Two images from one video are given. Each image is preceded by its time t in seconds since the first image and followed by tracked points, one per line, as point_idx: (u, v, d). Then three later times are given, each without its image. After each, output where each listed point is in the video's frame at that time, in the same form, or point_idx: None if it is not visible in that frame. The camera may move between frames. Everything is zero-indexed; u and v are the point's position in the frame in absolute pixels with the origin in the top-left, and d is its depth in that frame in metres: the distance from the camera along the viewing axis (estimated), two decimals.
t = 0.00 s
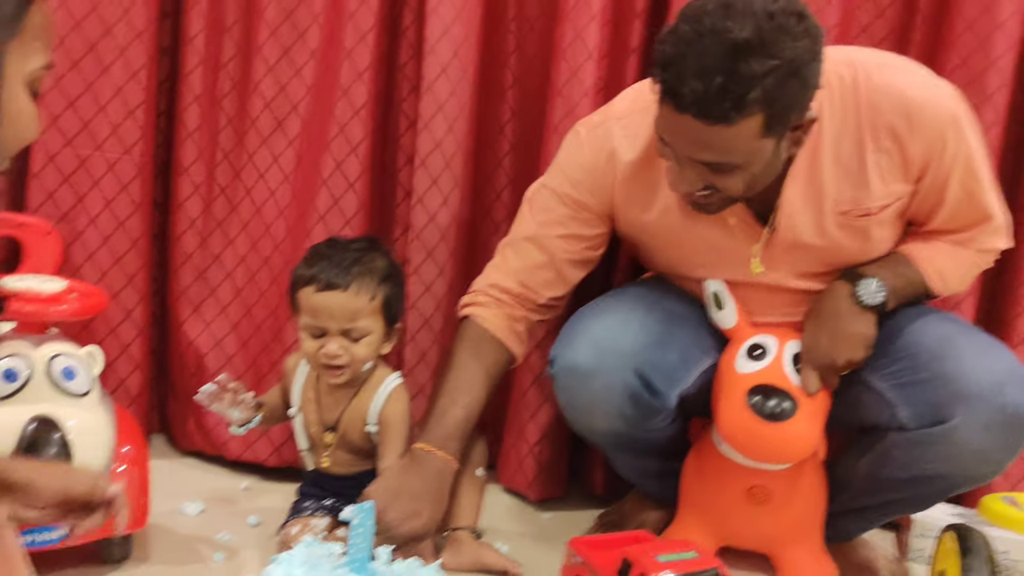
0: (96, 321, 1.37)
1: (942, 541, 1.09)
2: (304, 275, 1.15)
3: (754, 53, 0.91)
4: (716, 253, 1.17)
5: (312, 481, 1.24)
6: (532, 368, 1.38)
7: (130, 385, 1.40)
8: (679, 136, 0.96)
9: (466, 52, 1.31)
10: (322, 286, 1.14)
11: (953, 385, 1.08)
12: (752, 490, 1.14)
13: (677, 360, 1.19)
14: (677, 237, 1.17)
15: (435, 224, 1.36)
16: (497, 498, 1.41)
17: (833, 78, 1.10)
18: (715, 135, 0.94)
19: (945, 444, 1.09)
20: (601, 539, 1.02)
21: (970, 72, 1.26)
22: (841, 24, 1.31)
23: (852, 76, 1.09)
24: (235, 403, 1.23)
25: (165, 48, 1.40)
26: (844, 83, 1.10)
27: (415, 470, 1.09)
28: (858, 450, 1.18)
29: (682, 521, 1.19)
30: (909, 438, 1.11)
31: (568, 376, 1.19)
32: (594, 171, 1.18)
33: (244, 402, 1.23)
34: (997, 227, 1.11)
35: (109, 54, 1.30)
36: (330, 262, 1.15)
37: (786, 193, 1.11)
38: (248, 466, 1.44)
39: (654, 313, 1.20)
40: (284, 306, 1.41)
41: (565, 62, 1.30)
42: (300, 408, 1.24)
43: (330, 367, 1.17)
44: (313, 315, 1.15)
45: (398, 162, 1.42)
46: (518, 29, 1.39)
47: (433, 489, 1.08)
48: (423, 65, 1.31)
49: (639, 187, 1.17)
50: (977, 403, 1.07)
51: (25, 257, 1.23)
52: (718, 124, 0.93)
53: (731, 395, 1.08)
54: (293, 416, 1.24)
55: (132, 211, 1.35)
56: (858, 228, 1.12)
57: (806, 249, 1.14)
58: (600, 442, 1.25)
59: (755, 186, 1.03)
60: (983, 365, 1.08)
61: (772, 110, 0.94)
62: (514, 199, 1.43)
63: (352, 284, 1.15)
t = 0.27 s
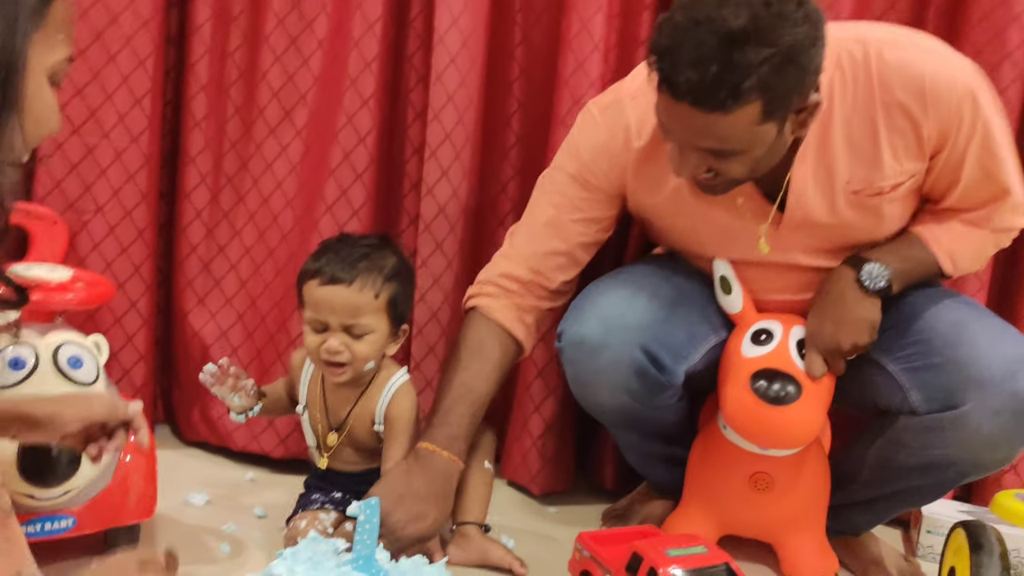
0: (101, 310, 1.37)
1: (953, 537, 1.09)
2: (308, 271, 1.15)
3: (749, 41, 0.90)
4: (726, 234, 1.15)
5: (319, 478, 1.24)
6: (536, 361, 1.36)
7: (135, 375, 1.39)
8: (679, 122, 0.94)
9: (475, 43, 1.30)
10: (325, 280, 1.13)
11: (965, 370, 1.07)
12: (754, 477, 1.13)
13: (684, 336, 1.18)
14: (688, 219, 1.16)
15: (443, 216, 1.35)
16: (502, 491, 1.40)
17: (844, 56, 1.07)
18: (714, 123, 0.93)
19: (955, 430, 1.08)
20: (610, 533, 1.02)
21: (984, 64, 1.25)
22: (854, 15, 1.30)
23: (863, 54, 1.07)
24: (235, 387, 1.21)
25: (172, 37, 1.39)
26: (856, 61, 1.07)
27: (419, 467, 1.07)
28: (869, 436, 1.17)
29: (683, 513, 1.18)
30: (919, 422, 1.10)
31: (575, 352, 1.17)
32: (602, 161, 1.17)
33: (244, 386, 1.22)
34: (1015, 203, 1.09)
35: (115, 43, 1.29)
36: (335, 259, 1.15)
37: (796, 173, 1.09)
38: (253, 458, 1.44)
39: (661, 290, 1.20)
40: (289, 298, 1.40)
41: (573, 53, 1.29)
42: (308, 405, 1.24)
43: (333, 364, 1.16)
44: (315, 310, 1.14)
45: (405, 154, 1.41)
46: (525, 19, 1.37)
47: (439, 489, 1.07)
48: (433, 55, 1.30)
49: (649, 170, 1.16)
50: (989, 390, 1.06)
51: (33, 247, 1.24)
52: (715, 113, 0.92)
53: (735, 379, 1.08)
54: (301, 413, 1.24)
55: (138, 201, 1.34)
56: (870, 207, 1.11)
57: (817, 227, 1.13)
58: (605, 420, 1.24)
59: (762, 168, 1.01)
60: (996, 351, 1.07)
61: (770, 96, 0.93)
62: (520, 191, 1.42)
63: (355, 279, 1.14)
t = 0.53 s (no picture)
0: (106, 300, 1.36)
1: (970, 536, 1.07)
2: (321, 264, 1.14)
3: None
4: (743, 203, 1.14)
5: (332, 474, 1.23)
6: (543, 356, 1.35)
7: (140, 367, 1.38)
8: (697, 70, 0.92)
9: (487, 32, 1.28)
10: (338, 271, 1.12)
11: (984, 369, 1.05)
12: (768, 476, 1.12)
13: (698, 331, 1.16)
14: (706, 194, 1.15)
15: (453, 209, 1.33)
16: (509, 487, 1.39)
17: (866, 24, 1.06)
18: (735, 70, 0.91)
19: (973, 430, 1.07)
20: (623, 530, 1.01)
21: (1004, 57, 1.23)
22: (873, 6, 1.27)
23: (887, 21, 1.06)
24: (246, 390, 1.20)
25: (179, 25, 1.37)
26: (879, 29, 1.06)
27: (433, 463, 1.05)
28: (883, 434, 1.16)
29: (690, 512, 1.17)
30: (936, 422, 1.09)
31: (587, 347, 1.16)
32: (617, 143, 1.15)
33: (256, 388, 1.20)
34: None
35: (122, 29, 1.28)
36: (349, 251, 1.14)
37: (816, 140, 1.07)
38: (259, 452, 1.42)
39: (675, 282, 1.18)
40: (296, 290, 1.38)
41: (585, 42, 1.27)
42: (319, 404, 1.23)
43: (343, 359, 1.14)
44: (327, 302, 1.12)
45: (415, 145, 1.40)
46: (535, 8, 1.35)
47: (450, 487, 1.04)
48: (445, 44, 1.28)
49: (668, 142, 1.14)
50: (1008, 389, 1.04)
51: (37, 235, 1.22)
52: (735, 57, 0.90)
53: (750, 378, 1.06)
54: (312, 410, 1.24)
55: (144, 190, 1.33)
56: (891, 178, 1.09)
57: (837, 200, 1.11)
58: (616, 415, 1.23)
59: (778, 127, 1.00)
60: (1015, 350, 1.05)
61: (792, 41, 0.90)
62: (531, 184, 1.40)
63: (368, 272, 1.12)
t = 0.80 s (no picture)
0: (110, 294, 1.36)
1: (968, 537, 1.08)
2: (332, 259, 1.15)
3: None
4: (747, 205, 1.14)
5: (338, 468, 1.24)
6: (545, 354, 1.35)
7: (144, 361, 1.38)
8: (707, 54, 0.93)
9: (494, 30, 1.28)
10: (348, 266, 1.13)
11: (985, 387, 1.05)
12: (767, 483, 1.12)
13: (703, 344, 1.16)
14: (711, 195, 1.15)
15: (457, 206, 1.34)
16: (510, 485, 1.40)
17: (875, 26, 1.07)
18: (745, 53, 0.91)
19: (973, 446, 1.06)
20: (623, 528, 1.01)
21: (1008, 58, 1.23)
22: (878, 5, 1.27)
23: (896, 23, 1.07)
24: (253, 385, 1.23)
25: (185, 20, 1.37)
26: (887, 32, 1.07)
27: (432, 466, 1.05)
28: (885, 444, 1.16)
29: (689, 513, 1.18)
30: (936, 437, 1.09)
31: (590, 359, 1.16)
32: (623, 144, 1.16)
33: (262, 382, 1.23)
34: None
35: (128, 24, 1.28)
36: (362, 248, 1.15)
37: (822, 138, 1.07)
38: (262, 447, 1.43)
39: (679, 294, 1.18)
40: (299, 287, 1.39)
41: (590, 39, 1.27)
42: (326, 400, 1.24)
43: (349, 354, 1.14)
44: (336, 296, 1.13)
45: (419, 143, 1.40)
46: (542, 5, 1.35)
47: (453, 493, 1.05)
48: (452, 42, 1.28)
49: (675, 145, 1.15)
50: (1009, 407, 1.04)
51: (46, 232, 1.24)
52: (747, 41, 0.90)
53: (753, 387, 1.07)
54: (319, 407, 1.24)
55: (149, 185, 1.33)
56: (896, 182, 1.09)
57: (841, 204, 1.10)
58: (620, 426, 1.23)
59: (784, 121, 1.00)
60: (1016, 367, 1.05)
61: (803, 26, 0.91)
62: (534, 182, 1.40)
63: (377, 269, 1.13)
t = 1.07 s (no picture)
0: (102, 288, 1.36)
1: (955, 537, 1.08)
2: (333, 254, 1.15)
3: None
4: (735, 227, 1.15)
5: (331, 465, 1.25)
6: (540, 352, 1.36)
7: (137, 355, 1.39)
8: (702, 86, 0.93)
9: (489, 29, 1.28)
10: (349, 261, 1.14)
11: (970, 387, 1.06)
12: (756, 481, 1.13)
13: (695, 344, 1.17)
14: (701, 210, 1.16)
15: (452, 204, 1.34)
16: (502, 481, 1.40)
17: (868, 50, 1.06)
18: (737, 85, 0.91)
19: (958, 444, 1.07)
20: (612, 526, 1.02)
21: (1002, 63, 1.23)
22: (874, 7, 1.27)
23: (888, 50, 1.06)
24: (252, 381, 1.24)
25: (180, 14, 1.37)
26: (879, 57, 1.06)
27: (420, 471, 1.06)
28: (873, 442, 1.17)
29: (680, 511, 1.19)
30: (923, 435, 1.10)
31: (581, 357, 1.17)
32: (613, 162, 1.16)
33: (261, 379, 1.24)
34: None
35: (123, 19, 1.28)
36: (363, 245, 1.15)
37: (815, 164, 1.08)
38: (254, 442, 1.44)
39: (671, 296, 1.19)
40: (293, 282, 1.39)
41: (585, 39, 1.27)
42: (322, 396, 1.24)
43: (346, 348, 1.15)
44: (336, 290, 1.13)
45: (414, 139, 1.40)
46: (538, 4, 1.35)
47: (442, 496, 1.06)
48: (448, 39, 1.28)
49: (666, 163, 1.15)
50: (994, 406, 1.05)
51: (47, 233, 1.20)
52: (741, 73, 0.91)
53: (742, 387, 1.07)
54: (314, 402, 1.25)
55: (142, 179, 1.33)
56: (884, 206, 1.10)
57: (828, 226, 1.12)
58: (611, 424, 1.24)
59: (777, 150, 1.00)
60: (1002, 367, 1.06)
61: (797, 58, 0.91)
62: (528, 180, 1.40)
63: (378, 265, 1.13)
